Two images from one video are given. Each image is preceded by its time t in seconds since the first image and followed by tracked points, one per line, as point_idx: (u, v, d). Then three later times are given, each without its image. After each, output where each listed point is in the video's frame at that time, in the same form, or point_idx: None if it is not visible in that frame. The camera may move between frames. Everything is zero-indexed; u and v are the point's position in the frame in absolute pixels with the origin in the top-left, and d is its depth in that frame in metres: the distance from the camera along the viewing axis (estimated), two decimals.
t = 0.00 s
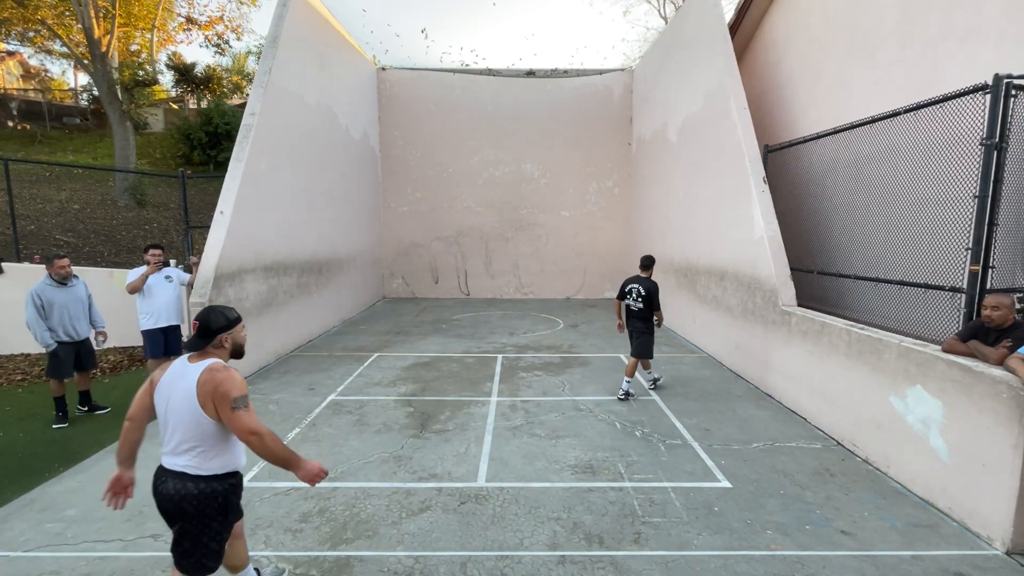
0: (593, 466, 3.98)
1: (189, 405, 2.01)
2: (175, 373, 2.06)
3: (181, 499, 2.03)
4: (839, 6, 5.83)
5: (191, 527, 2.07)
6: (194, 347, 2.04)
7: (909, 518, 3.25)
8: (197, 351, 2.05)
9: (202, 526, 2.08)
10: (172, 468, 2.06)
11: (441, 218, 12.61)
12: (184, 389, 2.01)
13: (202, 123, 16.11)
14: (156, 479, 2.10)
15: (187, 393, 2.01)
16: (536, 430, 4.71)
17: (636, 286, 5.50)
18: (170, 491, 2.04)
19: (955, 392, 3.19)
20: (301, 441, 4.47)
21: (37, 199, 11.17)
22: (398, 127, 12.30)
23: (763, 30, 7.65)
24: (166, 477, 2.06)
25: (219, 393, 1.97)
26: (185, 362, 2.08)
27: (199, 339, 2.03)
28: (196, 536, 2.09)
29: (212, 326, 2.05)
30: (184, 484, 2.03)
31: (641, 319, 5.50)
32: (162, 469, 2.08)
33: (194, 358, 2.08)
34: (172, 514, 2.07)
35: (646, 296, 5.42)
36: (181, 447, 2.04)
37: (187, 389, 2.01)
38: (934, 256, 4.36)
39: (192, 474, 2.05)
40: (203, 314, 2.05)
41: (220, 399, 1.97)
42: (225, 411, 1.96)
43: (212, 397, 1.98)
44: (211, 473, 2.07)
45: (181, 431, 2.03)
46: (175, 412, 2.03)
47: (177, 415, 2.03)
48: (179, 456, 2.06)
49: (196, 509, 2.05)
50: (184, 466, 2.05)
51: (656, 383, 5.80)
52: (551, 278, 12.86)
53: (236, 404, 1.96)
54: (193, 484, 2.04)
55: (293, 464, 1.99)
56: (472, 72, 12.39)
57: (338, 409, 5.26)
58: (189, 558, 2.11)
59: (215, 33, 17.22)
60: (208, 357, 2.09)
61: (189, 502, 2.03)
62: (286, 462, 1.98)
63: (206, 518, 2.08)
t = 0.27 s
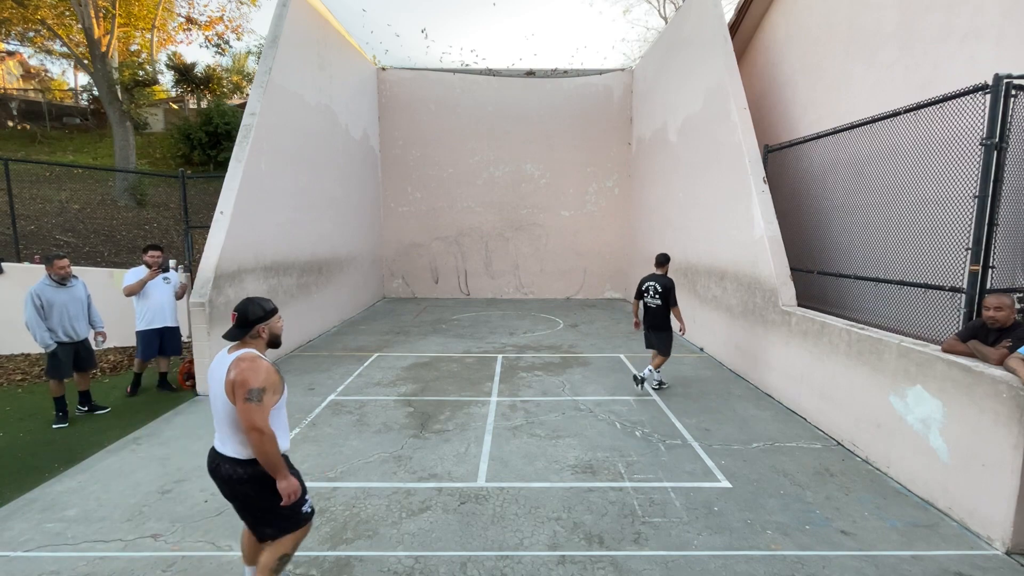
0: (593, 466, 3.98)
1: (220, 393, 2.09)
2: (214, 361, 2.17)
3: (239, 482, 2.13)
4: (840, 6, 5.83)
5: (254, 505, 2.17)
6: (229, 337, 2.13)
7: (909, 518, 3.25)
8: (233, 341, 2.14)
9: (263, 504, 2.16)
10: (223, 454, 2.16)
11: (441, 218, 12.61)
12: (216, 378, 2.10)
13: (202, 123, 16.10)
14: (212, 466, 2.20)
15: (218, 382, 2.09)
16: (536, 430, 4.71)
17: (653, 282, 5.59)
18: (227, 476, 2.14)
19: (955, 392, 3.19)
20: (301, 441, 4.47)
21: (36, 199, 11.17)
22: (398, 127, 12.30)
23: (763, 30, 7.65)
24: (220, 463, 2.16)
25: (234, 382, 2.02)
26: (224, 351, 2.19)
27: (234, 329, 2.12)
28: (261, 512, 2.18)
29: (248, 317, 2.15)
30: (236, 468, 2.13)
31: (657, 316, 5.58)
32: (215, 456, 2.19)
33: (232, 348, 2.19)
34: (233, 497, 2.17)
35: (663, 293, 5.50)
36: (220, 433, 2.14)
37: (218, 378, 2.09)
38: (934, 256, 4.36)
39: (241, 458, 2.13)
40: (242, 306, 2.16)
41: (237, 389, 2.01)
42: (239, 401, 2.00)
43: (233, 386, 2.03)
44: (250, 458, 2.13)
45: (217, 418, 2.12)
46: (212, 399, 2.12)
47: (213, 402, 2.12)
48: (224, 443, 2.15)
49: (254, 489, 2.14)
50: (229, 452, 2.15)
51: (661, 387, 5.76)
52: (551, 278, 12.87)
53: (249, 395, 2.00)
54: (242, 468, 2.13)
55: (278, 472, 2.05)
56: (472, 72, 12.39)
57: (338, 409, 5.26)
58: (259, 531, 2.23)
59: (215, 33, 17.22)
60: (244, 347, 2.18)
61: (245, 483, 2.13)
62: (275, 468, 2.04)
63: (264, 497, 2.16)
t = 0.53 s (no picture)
0: (593, 466, 3.98)
1: (272, 394, 2.11)
2: (259, 364, 2.18)
3: (302, 477, 2.17)
4: (840, 6, 5.84)
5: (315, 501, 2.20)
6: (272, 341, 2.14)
7: (909, 518, 3.25)
8: (275, 344, 2.15)
9: (326, 497, 2.20)
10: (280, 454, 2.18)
11: (441, 218, 12.61)
12: (266, 380, 2.12)
13: (202, 123, 16.10)
14: (266, 469, 2.19)
15: (269, 384, 2.11)
16: (536, 429, 4.71)
17: (666, 279, 5.72)
18: (289, 474, 2.16)
19: (956, 392, 3.19)
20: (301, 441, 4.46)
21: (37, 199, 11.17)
22: (398, 127, 12.30)
23: (763, 30, 7.64)
24: (279, 463, 2.17)
25: (288, 382, 2.06)
26: (267, 354, 2.20)
27: (276, 333, 2.13)
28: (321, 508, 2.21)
29: (289, 320, 2.15)
30: (298, 465, 2.16)
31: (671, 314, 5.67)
32: (270, 458, 2.19)
33: (275, 350, 2.19)
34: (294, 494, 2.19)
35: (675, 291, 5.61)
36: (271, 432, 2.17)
37: (269, 379, 2.11)
38: (934, 256, 4.36)
39: (301, 455, 2.17)
40: (280, 310, 2.15)
41: (291, 388, 2.05)
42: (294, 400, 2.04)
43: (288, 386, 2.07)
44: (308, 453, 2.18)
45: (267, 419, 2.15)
46: (261, 401, 2.14)
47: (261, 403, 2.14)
48: (277, 442, 2.18)
49: (317, 482, 2.19)
50: (284, 450, 2.17)
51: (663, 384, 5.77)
52: (552, 278, 12.87)
53: (303, 394, 2.03)
54: (304, 463, 2.17)
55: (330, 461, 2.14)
56: (472, 72, 12.39)
57: (338, 409, 5.26)
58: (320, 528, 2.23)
59: (215, 33, 17.22)
60: (287, 349, 2.19)
61: (308, 478, 2.17)
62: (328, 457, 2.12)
63: (327, 490, 2.21)
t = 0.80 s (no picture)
0: (593, 466, 3.98)
1: (329, 390, 2.10)
2: (308, 363, 2.14)
3: (349, 475, 2.17)
4: (840, 6, 5.83)
5: (358, 499, 2.20)
6: (324, 338, 2.13)
7: (909, 518, 3.25)
8: (326, 341, 2.14)
9: (370, 492, 2.23)
10: (327, 454, 2.16)
11: (441, 218, 12.61)
12: (322, 376, 2.10)
13: (202, 123, 16.10)
14: (309, 473, 2.16)
15: (327, 379, 2.10)
16: (536, 430, 4.71)
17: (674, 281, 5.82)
18: (336, 473, 2.16)
19: (955, 392, 3.19)
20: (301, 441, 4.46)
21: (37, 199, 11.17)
22: (398, 127, 12.30)
23: (763, 30, 7.64)
24: (324, 464, 2.16)
25: (354, 374, 2.09)
26: (313, 353, 2.16)
27: (330, 330, 2.12)
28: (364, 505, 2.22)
29: (342, 317, 2.16)
30: (345, 462, 2.17)
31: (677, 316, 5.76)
32: (315, 459, 2.16)
33: (322, 348, 2.17)
34: (339, 494, 2.18)
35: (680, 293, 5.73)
36: (321, 431, 2.14)
37: (327, 375, 2.10)
38: (934, 256, 4.36)
39: (349, 450, 2.18)
40: (331, 308, 2.15)
41: (359, 379, 2.08)
42: (362, 390, 2.06)
43: (353, 379, 2.09)
44: (358, 447, 2.21)
45: (320, 417, 2.11)
46: (315, 399, 2.10)
47: (314, 401, 2.10)
48: (327, 441, 2.16)
49: (361, 479, 2.20)
50: (335, 448, 2.16)
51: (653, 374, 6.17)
52: (552, 278, 12.87)
53: (370, 383, 2.07)
54: (352, 458, 2.18)
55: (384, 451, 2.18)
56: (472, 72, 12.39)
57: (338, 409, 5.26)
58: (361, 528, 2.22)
59: (215, 33, 17.22)
60: (335, 347, 2.19)
61: (354, 475, 2.18)
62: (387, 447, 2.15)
63: (369, 488, 2.22)
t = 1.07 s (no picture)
0: (593, 466, 3.98)
1: (359, 390, 2.06)
2: (331, 364, 2.07)
3: (368, 478, 2.11)
4: (840, 6, 5.84)
5: (375, 501, 2.16)
6: (350, 337, 2.08)
7: (909, 518, 3.25)
8: (351, 341, 2.09)
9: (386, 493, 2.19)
10: (346, 457, 2.10)
11: (441, 218, 12.61)
12: (351, 376, 2.05)
13: (202, 123, 16.10)
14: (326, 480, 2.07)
15: (357, 380, 2.05)
16: (536, 430, 4.71)
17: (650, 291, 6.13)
18: (355, 477, 2.09)
19: (955, 392, 3.20)
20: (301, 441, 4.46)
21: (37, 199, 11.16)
22: (398, 126, 12.30)
23: (763, 30, 7.64)
24: (343, 469, 2.08)
25: (384, 373, 2.10)
26: (333, 355, 2.09)
27: (357, 328, 2.08)
28: (381, 506, 2.18)
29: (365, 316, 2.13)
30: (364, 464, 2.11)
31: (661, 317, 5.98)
32: (333, 464, 2.08)
33: (343, 349, 2.11)
34: (357, 498, 2.12)
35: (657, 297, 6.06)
36: (345, 434, 2.07)
37: (356, 374, 2.06)
38: (934, 256, 4.36)
39: (368, 452, 2.14)
40: (353, 307, 2.10)
41: (390, 378, 2.11)
42: (394, 389, 2.09)
43: (383, 378, 2.11)
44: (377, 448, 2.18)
45: (347, 419, 2.05)
46: (343, 401, 2.04)
47: (342, 403, 2.04)
48: (348, 444, 2.10)
49: (379, 481, 2.15)
50: (357, 450, 2.12)
51: (638, 370, 6.47)
52: (552, 278, 12.87)
53: (401, 382, 2.11)
54: (371, 460, 2.15)
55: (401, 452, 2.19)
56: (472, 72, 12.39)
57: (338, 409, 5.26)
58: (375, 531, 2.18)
59: (215, 33, 17.22)
60: (355, 347, 2.14)
61: (373, 477, 2.13)
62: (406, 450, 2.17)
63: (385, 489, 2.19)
